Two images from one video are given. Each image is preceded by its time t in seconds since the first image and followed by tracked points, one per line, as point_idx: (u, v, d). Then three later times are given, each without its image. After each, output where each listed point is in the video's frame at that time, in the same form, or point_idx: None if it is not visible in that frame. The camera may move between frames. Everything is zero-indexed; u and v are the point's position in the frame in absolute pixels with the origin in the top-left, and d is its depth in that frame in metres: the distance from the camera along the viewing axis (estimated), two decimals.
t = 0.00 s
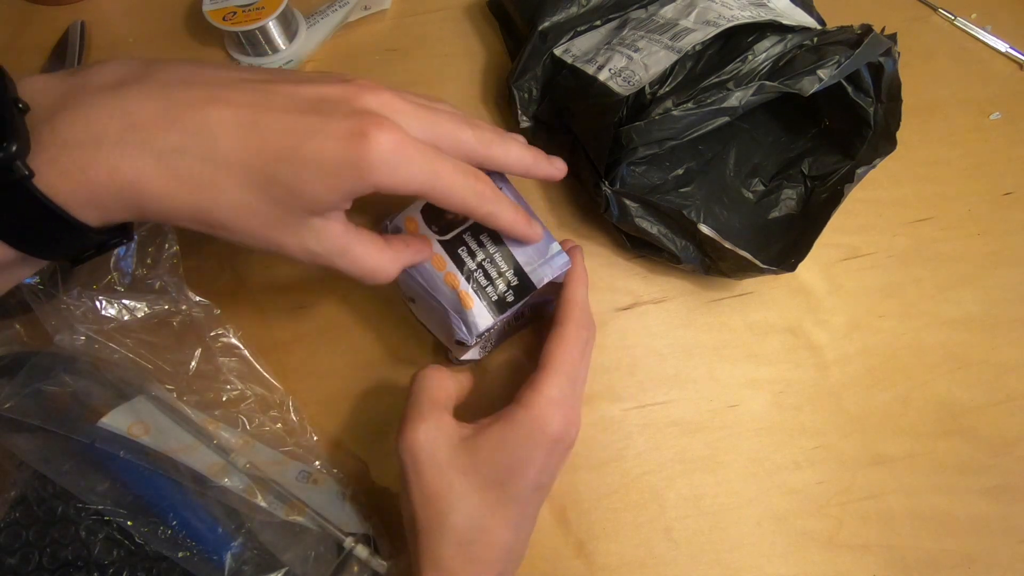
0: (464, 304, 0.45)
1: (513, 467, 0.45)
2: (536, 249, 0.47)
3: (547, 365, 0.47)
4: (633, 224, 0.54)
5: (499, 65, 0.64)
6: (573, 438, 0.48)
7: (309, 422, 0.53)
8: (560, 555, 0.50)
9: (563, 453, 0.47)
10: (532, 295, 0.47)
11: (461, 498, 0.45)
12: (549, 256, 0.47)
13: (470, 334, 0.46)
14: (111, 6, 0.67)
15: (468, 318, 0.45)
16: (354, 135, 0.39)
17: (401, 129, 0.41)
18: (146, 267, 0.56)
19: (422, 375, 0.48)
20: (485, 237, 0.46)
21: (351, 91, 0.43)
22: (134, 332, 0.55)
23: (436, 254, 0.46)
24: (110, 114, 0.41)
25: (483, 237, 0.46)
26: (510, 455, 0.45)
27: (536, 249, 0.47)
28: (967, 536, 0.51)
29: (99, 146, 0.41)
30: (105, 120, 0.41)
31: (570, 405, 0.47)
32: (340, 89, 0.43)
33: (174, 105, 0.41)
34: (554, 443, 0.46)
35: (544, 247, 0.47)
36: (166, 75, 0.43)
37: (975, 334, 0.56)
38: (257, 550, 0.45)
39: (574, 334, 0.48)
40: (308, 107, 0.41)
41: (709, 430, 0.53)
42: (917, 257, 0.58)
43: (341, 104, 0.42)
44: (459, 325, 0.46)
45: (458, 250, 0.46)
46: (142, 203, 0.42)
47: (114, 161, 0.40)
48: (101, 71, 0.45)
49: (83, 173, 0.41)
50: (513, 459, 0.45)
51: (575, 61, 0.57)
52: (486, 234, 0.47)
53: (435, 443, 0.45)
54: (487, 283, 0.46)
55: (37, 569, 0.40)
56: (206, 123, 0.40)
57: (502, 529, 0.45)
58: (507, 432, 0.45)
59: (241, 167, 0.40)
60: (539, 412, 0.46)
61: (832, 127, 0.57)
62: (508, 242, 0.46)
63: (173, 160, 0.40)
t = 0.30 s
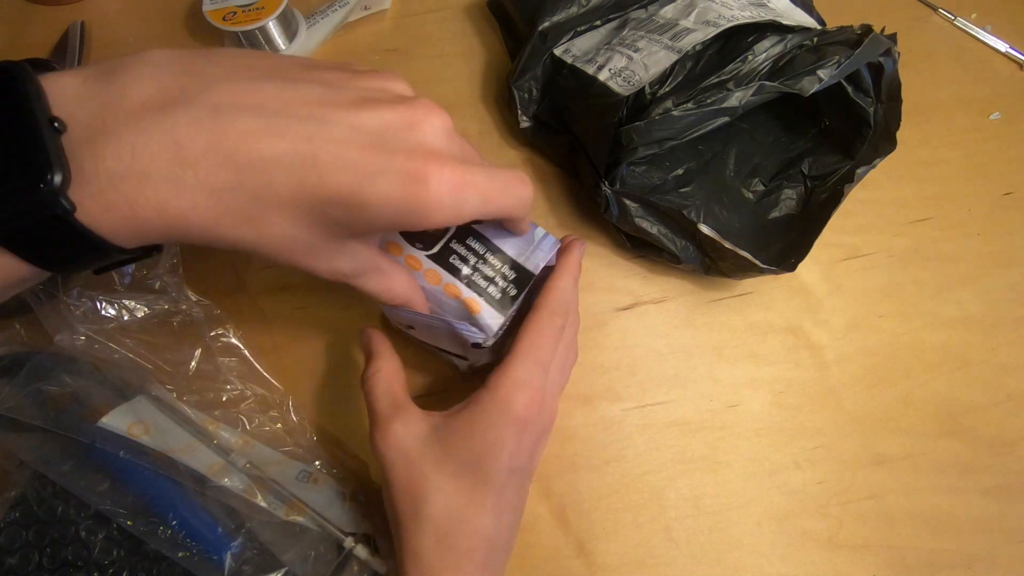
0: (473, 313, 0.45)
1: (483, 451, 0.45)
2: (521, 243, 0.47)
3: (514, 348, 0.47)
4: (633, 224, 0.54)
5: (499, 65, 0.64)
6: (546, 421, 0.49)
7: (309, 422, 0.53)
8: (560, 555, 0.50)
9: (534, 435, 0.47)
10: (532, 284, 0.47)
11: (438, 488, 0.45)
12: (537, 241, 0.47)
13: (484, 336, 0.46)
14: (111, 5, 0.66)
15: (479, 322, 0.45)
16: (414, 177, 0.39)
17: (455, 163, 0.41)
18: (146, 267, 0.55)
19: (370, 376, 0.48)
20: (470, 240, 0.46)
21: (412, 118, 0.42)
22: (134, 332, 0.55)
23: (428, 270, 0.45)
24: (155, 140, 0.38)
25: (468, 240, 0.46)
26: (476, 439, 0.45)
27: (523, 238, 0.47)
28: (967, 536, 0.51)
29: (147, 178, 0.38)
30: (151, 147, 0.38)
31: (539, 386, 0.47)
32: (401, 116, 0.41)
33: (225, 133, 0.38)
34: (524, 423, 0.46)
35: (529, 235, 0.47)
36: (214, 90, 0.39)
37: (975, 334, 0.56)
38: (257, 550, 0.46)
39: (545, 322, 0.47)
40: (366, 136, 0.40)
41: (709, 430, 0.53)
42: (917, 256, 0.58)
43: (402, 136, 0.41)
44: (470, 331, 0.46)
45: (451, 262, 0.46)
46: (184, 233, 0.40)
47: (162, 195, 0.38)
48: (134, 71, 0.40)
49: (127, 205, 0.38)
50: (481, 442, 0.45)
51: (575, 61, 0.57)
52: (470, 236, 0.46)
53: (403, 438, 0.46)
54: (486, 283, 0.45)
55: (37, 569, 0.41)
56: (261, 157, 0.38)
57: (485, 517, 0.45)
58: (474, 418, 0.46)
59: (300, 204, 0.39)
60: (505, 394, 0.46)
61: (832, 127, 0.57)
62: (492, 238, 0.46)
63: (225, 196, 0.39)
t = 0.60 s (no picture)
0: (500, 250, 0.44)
1: (490, 440, 0.46)
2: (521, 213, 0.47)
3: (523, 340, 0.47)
4: (633, 224, 0.54)
5: (499, 65, 0.64)
6: (556, 417, 0.48)
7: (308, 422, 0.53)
8: (560, 555, 0.50)
9: (544, 428, 0.47)
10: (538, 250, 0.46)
11: (444, 474, 0.46)
12: (536, 214, 0.48)
13: (519, 274, 0.44)
14: (112, 6, 0.67)
15: (510, 258, 0.44)
16: (380, 149, 0.38)
17: (424, 140, 0.40)
18: (145, 268, 0.56)
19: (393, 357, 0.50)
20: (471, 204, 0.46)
21: (382, 101, 0.42)
22: (134, 332, 0.55)
23: (445, 228, 0.45)
24: (123, 103, 0.38)
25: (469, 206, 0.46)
26: (485, 428, 0.46)
27: (523, 212, 0.47)
28: (967, 536, 0.51)
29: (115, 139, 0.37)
30: (119, 111, 0.38)
31: (548, 379, 0.47)
32: (370, 99, 0.42)
33: (194, 105, 0.38)
34: (533, 415, 0.47)
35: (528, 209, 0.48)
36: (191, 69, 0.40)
37: (975, 334, 0.56)
38: (256, 549, 0.46)
39: (552, 313, 0.48)
40: (336, 118, 0.40)
41: (709, 430, 0.53)
42: (917, 256, 0.58)
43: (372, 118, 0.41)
44: (506, 275, 0.45)
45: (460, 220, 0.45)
46: (152, 204, 0.39)
47: (129, 154, 0.37)
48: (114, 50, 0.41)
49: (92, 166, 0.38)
50: (489, 432, 0.46)
51: (575, 61, 0.57)
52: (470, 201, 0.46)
53: (418, 422, 0.47)
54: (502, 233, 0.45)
55: (36, 569, 0.41)
56: (231, 126, 0.38)
57: (488, 507, 0.45)
58: (484, 408, 0.47)
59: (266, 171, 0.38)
60: (515, 385, 0.47)
61: (832, 128, 0.57)
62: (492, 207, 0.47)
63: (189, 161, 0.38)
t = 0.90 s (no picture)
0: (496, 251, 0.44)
1: (499, 440, 0.46)
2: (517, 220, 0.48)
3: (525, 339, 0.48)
4: (633, 224, 0.54)
5: (499, 65, 0.64)
6: (560, 413, 0.49)
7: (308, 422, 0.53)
8: (560, 555, 0.50)
9: (549, 426, 0.48)
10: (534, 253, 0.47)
11: (454, 477, 0.46)
12: (529, 218, 0.49)
13: (514, 275, 0.45)
14: (112, 6, 0.67)
15: (506, 261, 0.44)
16: (378, 180, 0.38)
17: (420, 171, 0.40)
18: (145, 268, 0.56)
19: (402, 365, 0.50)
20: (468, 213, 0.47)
21: (382, 127, 0.42)
22: (134, 332, 0.55)
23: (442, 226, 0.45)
24: (128, 139, 0.38)
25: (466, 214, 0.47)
26: (493, 427, 0.46)
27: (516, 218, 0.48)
28: (966, 536, 0.51)
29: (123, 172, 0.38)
30: (127, 143, 0.38)
31: (551, 377, 0.48)
32: (368, 125, 0.42)
33: (199, 135, 0.39)
34: (539, 413, 0.47)
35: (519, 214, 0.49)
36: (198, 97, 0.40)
37: (975, 334, 0.56)
38: (256, 549, 0.46)
39: (552, 311, 0.49)
40: (335, 146, 0.40)
41: (709, 430, 0.53)
42: (917, 256, 0.58)
43: (371, 144, 0.41)
44: (500, 276, 0.45)
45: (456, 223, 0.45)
46: (159, 232, 0.40)
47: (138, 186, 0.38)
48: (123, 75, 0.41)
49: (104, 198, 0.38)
50: (497, 432, 0.46)
51: (575, 61, 0.57)
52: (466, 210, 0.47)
53: (426, 427, 0.47)
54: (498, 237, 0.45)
55: (36, 569, 0.41)
56: (234, 157, 0.39)
57: (500, 507, 0.45)
58: (491, 408, 0.47)
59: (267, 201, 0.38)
60: (519, 384, 0.47)
61: (832, 128, 0.57)
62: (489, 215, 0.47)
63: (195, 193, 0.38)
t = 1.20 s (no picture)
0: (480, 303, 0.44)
1: (502, 445, 0.46)
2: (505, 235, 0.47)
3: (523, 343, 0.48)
4: (633, 224, 0.54)
5: (499, 65, 0.64)
6: (562, 413, 0.49)
7: (309, 421, 0.53)
8: (560, 555, 0.50)
9: (552, 426, 0.48)
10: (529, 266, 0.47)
11: (460, 484, 0.46)
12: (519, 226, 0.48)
13: (501, 323, 0.44)
14: (112, 6, 0.67)
15: (492, 308, 0.44)
16: (369, 200, 0.39)
17: (416, 190, 0.40)
18: (145, 268, 0.56)
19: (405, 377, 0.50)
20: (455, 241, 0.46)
21: (372, 140, 0.41)
22: (134, 332, 0.55)
23: (426, 273, 0.45)
24: (89, 142, 0.36)
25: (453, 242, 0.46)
26: (495, 433, 0.47)
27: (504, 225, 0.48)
28: (966, 536, 0.51)
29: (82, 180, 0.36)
30: (87, 149, 0.36)
31: (551, 378, 0.48)
32: (357, 138, 0.41)
33: (170, 142, 0.36)
34: (541, 415, 0.47)
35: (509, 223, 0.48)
36: (168, 95, 0.38)
37: (975, 334, 0.56)
38: (256, 549, 0.46)
39: (548, 312, 0.48)
40: (323, 162, 0.39)
41: (709, 430, 0.53)
42: (917, 256, 0.58)
43: (359, 161, 0.40)
44: (485, 327, 0.45)
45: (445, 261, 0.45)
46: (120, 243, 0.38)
47: (98, 196, 0.36)
48: (82, 67, 0.39)
49: (58, 207, 0.36)
50: (500, 437, 0.47)
51: (575, 61, 0.57)
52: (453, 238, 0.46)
53: (430, 437, 0.47)
54: (486, 273, 0.45)
55: (36, 569, 0.41)
56: (209, 171, 0.37)
57: (508, 510, 0.46)
58: (492, 414, 0.47)
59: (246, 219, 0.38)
60: (519, 389, 0.47)
61: (832, 128, 0.57)
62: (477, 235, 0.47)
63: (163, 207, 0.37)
